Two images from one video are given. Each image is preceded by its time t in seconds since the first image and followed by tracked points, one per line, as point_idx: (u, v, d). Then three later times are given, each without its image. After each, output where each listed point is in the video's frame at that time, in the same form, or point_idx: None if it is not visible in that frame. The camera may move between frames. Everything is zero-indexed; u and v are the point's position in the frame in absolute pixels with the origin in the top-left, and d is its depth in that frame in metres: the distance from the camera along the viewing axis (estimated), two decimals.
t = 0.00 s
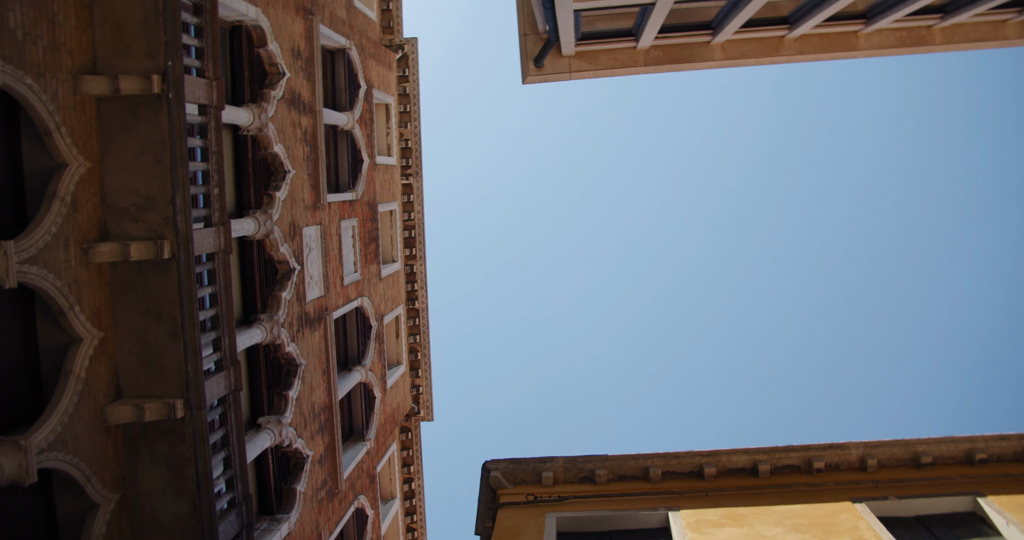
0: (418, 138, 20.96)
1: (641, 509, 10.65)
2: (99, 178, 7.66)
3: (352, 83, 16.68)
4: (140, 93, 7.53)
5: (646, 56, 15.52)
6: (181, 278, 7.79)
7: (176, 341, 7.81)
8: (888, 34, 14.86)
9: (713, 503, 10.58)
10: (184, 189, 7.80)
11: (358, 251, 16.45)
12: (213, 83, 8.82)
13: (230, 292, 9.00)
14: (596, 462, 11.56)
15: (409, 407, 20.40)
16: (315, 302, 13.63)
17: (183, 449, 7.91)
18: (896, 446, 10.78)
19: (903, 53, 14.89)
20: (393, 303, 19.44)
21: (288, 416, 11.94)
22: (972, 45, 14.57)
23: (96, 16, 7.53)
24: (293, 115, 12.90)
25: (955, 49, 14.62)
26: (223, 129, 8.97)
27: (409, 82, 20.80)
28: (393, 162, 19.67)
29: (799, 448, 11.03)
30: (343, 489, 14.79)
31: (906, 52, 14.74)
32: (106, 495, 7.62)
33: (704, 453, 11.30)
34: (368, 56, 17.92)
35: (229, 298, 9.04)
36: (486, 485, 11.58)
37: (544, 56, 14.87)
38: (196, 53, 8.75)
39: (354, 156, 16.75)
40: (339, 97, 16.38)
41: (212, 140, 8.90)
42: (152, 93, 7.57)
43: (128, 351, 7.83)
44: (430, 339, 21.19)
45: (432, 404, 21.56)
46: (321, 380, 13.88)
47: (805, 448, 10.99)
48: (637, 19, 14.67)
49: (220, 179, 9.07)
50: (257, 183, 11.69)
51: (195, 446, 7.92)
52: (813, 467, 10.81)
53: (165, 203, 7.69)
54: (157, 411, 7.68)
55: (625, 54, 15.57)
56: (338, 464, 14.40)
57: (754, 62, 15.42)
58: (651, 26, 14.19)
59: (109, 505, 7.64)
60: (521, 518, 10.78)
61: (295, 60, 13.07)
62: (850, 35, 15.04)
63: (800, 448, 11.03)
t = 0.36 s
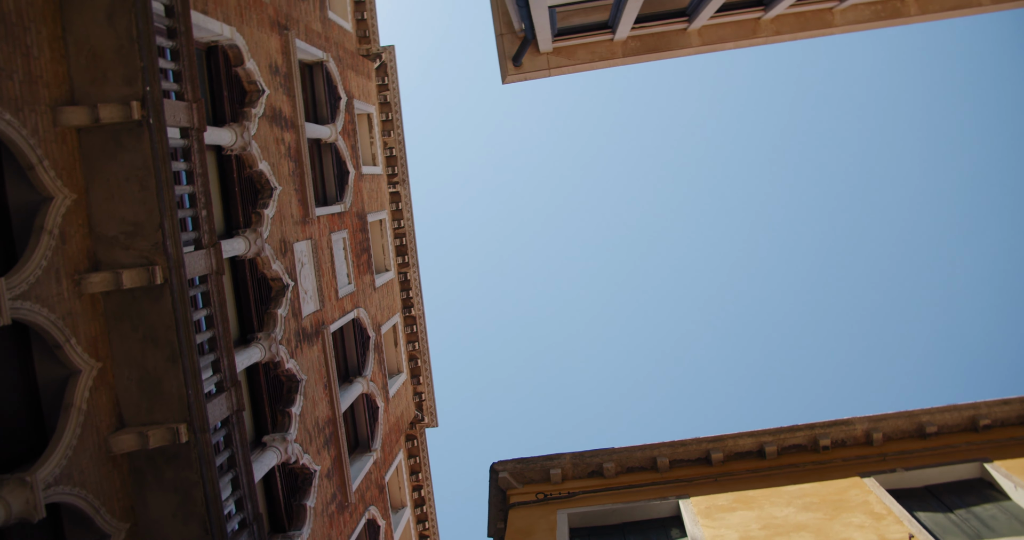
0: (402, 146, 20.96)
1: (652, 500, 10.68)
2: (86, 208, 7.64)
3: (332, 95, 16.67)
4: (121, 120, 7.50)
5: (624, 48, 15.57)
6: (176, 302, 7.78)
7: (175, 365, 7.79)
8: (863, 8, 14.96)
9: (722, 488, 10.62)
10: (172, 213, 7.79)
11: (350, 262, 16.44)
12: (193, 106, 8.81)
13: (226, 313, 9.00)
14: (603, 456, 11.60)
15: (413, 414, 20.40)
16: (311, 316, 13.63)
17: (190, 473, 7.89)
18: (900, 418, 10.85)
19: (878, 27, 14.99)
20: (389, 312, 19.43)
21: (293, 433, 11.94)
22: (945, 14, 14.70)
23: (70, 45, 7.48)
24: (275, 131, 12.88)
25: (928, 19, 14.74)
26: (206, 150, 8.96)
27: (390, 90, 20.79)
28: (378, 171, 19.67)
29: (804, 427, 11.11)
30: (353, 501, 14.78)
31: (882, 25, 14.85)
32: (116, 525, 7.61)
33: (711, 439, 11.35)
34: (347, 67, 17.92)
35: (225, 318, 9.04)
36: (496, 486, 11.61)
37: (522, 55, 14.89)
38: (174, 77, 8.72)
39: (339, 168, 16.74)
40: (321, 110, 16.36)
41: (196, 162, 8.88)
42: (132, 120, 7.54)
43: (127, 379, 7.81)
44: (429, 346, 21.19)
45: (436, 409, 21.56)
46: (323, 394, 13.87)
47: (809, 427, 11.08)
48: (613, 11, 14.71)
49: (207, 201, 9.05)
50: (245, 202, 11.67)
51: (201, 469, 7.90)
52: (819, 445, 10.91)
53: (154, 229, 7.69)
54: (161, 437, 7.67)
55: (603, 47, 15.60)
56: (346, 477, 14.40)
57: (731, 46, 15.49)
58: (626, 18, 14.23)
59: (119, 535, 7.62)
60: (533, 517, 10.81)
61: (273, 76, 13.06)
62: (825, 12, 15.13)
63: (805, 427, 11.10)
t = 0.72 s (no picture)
0: (390, 154, 20.94)
1: (664, 489, 10.70)
2: (78, 238, 7.62)
3: (316, 108, 16.65)
4: (107, 148, 7.47)
5: (605, 40, 15.58)
6: (175, 326, 7.77)
7: (179, 389, 7.78)
8: None
9: (734, 473, 10.65)
10: (165, 237, 7.78)
11: (346, 274, 16.43)
12: (179, 128, 8.78)
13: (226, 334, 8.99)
14: (613, 449, 11.62)
15: (420, 421, 20.39)
16: (312, 330, 13.62)
17: (202, 495, 7.88)
18: (906, 391, 10.90)
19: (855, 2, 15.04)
20: (389, 320, 19.43)
21: (301, 448, 11.93)
22: None
23: (51, 77, 7.45)
24: (262, 148, 12.87)
25: None
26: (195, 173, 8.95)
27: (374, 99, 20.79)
28: (368, 181, 19.66)
29: (810, 406, 11.14)
30: (366, 512, 14.78)
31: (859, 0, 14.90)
32: None
33: (718, 424, 11.39)
34: (329, 79, 17.91)
35: (225, 339, 9.03)
36: (508, 487, 11.63)
37: (503, 54, 14.88)
38: (157, 101, 8.70)
39: (329, 181, 16.72)
40: (306, 124, 16.34)
41: (185, 185, 8.87)
42: (119, 147, 7.52)
43: (132, 406, 7.80)
44: (431, 351, 21.19)
45: (442, 414, 21.56)
46: (329, 407, 13.87)
47: (816, 406, 11.11)
48: (591, 5, 14.72)
49: (199, 223, 9.03)
50: (237, 221, 11.65)
51: (213, 491, 7.90)
52: (827, 423, 10.95)
53: (148, 254, 7.68)
54: (170, 461, 7.65)
55: (584, 41, 15.61)
56: (357, 489, 14.40)
57: (711, 31, 15.52)
58: (605, 10, 14.25)
59: None
60: (547, 515, 10.83)
61: (257, 93, 13.05)
62: None
63: (811, 406, 11.14)
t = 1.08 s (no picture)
0: (381, 164, 20.93)
1: (679, 477, 10.69)
2: (75, 271, 7.61)
3: (303, 124, 16.65)
4: (98, 179, 7.47)
5: (586, 35, 15.59)
6: (179, 351, 7.78)
7: (187, 414, 7.78)
8: None
9: (747, 456, 10.65)
10: (162, 264, 7.79)
11: (346, 287, 16.43)
12: (168, 154, 8.78)
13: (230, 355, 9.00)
14: (625, 441, 11.63)
15: (431, 428, 20.40)
16: (315, 346, 13.61)
17: (218, 518, 7.88)
18: (912, 361, 10.92)
19: None
20: (392, 330, 19.43)
21: (314, 464, 11.93)
22: None
23: (36, 112, 7.44)
24: (253, 167, 12.86)
25: None
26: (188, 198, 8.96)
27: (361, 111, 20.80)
28: (361, 193, 19.66)
29: (818, 384, 11.15)
30: (384, 523, 14.78)
31: None
32: None
33: (728, 409, 11.40)
34: (314, 94, 17.92)
35: (230, 361, 9.03)
36: (523, 487, 11.64)
37: (486, 56, 14.88)
38: (144, 128, 8.69)
39: (322, 195, 16.72)
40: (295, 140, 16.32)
41: (179, 210, 8.88)
42: (109, 177, 7.53)
43: (142, 434, 7.79)
44: (436, 358, 21.18)
45: (452, 420, 21.56)
46: (339, 420, 13.87)
47: (824, 383, 11.13)
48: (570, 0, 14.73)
49: (195, 247, 9.02)
50: (233, 243, 11.65)
51: (229, 512, 7.89)
52: (836, 399, 10.96)
53: (146, 282, 7.68)
54: (185, 486, 7.65)
55: (565, 37, 15.61)
56: (373, 500, 14.40)
57: (691, 18, 15.54)
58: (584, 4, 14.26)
59: None
60: (564, 512, 10.83)
61: (243, 114, 13.05)
62: None
63: (819, 384, 11.16)
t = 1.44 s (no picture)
0: (372, 169, 20.89)
1: (691, 460, 10.71)
2: (75, 296, 7.59)
3: (292, 134, 16.62)
4: (91, 203, 7.47)
5: (569, 25, 15.55)
6: (184, 370, 7.78)
7: (197, 431, 7.79)
8: None
9: (757, 434, 10.68)
10: (161, 283, 7.79)
11: (346, 294, 16.44)
12: (159, 174, 8.77)
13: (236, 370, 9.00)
14: (635, 427, 11.66)
15: (440, 429, 20.42)
16: (320, 354, 13.62)
17: (235, 532, 7.89)
18: (916, 328, 10.94)
19: None
20: (395, 333, 19.43)
21: (326, 472, 11.95)
22: None
23: (24, 141, 7.40)
24: (244, 181, 12.84)
25: None
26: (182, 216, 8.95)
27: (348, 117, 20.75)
28: (354, 199, 19.64)
29: (823, 358, 11.18)
30: (400, 526, 14.81)
31: None
32: None
33: (735, 388, 11.42)
34: (301, 104, 17.88)
35: (235, 375, 9.04)
36: (537, 480, 11.68)
37: (470, 54, 14.83)
38: (133, 149, 8.66)
39: (315, 204, 16.70)
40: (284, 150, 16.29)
41: (174, 229, 8.87)
42: (102, 200, 7.52)
43: (153, 454, 7.80)
44: (441, 358, 21.18)
45: (461, 419, 21.58)
46: (348, 427, 13.88)
47: (829, 357, 11.15)
48: None
49: (192, 264, 9.01)
50: (230, 258, 11.64)
51: (246, 526, 7.91)
52: (843, 371, 10.99)
53: (147, 302, 7.69)
54: (199, 503, 7.66)
55: (547, 29, 15.56)
56: (388, 504, 14.42)
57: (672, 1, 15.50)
58: None
59: None
60: (579, 502, 10.86)
61: (231, 128, 13.02)
62: None
63: (825, 357, 11.19)
